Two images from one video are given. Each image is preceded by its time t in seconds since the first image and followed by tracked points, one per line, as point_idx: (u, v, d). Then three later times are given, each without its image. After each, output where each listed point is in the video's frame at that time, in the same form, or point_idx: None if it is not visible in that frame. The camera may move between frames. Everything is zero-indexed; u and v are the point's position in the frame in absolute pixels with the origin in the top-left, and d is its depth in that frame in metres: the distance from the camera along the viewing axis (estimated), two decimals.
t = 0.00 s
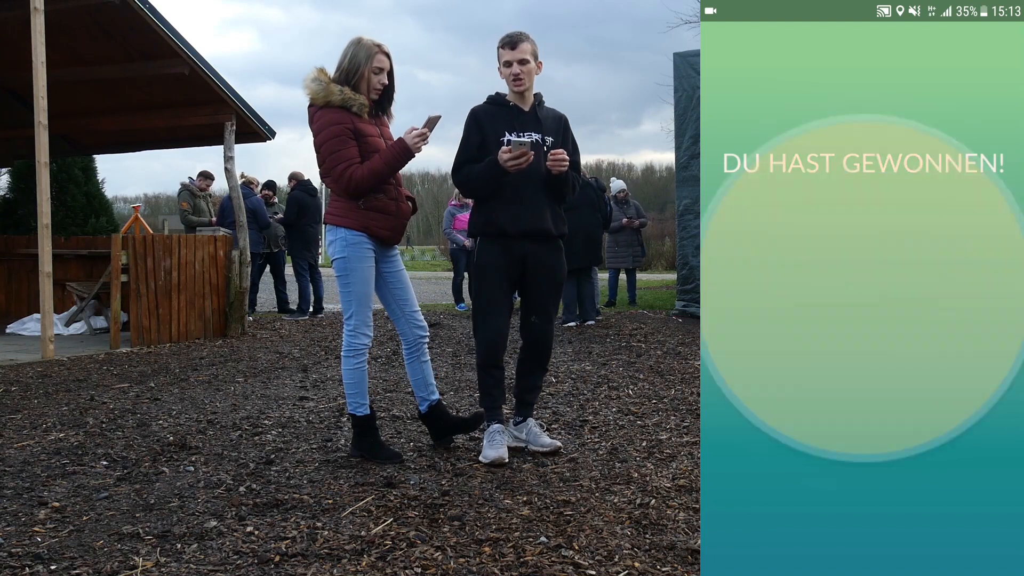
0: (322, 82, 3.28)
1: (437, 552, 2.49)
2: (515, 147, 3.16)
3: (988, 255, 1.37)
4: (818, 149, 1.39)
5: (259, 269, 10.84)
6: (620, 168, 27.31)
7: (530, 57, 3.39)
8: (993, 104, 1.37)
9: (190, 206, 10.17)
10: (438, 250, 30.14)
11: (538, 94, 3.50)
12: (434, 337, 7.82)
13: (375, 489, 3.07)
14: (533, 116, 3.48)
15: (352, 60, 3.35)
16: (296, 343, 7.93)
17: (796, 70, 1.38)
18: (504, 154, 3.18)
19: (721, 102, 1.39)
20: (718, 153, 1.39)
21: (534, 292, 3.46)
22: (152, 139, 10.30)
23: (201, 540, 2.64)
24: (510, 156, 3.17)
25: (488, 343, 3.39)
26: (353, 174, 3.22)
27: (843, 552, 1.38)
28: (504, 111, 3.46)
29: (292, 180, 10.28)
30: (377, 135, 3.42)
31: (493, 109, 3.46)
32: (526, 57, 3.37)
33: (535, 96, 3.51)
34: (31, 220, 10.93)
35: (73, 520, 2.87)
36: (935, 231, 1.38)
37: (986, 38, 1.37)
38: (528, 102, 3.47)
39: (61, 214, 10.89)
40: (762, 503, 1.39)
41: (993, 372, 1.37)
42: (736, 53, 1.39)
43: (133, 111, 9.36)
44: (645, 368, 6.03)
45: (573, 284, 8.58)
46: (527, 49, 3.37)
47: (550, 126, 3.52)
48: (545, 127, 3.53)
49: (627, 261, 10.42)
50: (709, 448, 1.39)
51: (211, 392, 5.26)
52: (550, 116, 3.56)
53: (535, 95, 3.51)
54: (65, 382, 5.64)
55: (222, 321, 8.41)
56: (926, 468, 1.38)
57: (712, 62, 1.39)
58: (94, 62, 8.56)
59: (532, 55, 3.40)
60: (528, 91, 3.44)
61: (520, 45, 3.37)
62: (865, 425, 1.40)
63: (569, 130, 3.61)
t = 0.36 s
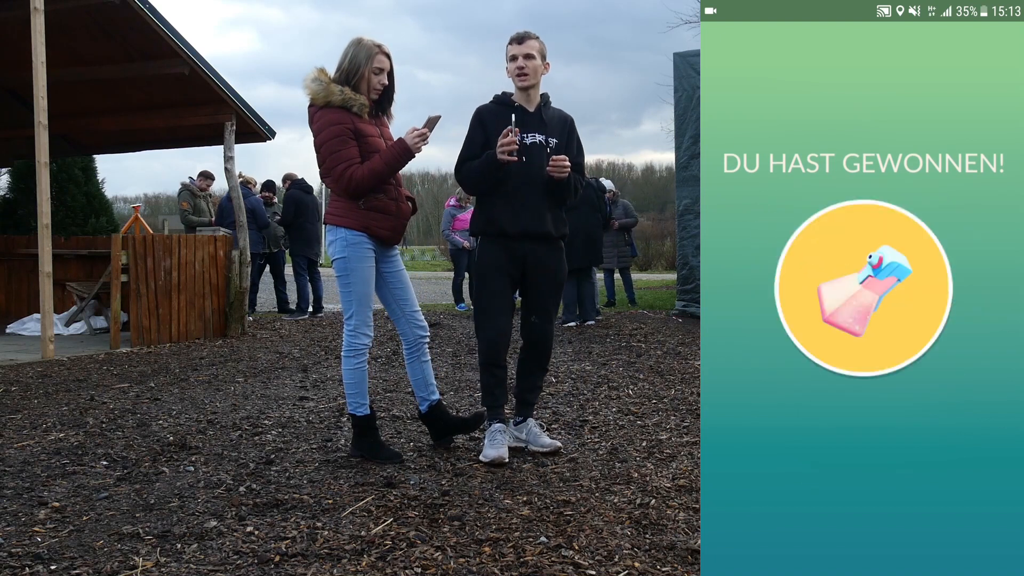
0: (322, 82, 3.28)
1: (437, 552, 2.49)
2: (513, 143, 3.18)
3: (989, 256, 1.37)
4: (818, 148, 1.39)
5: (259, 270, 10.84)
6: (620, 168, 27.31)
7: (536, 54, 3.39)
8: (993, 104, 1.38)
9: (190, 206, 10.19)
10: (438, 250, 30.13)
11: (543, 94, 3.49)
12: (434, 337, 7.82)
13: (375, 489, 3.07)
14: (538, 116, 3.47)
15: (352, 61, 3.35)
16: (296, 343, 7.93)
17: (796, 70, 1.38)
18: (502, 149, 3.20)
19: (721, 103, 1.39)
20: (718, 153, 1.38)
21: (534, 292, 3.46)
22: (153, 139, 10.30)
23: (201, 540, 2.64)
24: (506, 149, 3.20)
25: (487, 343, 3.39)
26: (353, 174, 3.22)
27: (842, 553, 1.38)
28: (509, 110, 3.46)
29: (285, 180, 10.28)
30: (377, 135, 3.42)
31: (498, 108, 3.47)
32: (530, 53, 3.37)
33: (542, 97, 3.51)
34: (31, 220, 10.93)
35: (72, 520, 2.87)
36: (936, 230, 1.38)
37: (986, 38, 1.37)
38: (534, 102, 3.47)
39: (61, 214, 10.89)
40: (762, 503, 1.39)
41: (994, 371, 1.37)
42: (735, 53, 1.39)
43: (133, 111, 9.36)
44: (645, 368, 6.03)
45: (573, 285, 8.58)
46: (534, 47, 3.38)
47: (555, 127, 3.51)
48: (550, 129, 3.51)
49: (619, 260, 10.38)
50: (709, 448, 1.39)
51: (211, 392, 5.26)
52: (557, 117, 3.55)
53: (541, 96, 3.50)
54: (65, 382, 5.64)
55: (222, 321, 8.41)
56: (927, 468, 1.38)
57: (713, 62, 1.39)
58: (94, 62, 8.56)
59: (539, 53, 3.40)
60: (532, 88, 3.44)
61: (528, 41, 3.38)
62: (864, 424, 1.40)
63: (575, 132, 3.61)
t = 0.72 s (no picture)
0: (322, 82, 3.28)
1: (437, 552, 2.49)
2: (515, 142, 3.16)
3: (988, 255, 1.37)
4: (818, 148, 1.39)
5: (259, 270, 10.84)
6: (620, 168, 27.32)
7: (536, 55, 3.38)
8: (993, 104, 1.38)
9: (190, 206, 10.21)
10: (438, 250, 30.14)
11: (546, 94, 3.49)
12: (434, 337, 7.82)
13: (375, 489, 3.07)
14: (541, 116, 3.47)
15: (352, 60, 3.35)
16: (296, 343, 7.93)
17: (796, 70, 1.38)
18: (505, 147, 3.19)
19: (721, 102, 1.39)
20: (717, 153, 1.38)
21: (534, 291, 3.46)
22: (153, 139, 10.30)
23: (201, 540, 2.64)
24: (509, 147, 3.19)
25: (486, 342, 3.39)
26: (354, 174, 3.22)
27: (843, 553, 1.38)
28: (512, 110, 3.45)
29: (290, 180, 10.29)
30: (377, 135, 3.42)
31: (501, 107, 3.46)
32: (531, 53, 3.36)
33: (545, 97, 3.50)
34: (30, 220, 10.93)
35: (72, 520, 2.87)
36: (936, 229, 1.38)
37: (986, 38, 1.37)
38: (536, 102, 3.46)
39: (61, 214, 10.89)
40: (762, 503, 1.39)
41: (993, 372, 1.37)
42: (735, 53, 1.39)
43: (132, 111, 9.36)
44: (645, 368, 6.03)
45: (573, 285, 8.59)
46: (536, 47, 3.37)
47: (557, 127, 3.51)
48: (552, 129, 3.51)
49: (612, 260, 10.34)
50: (709, 448, 1.39)
51: (211, 392, 5.26)
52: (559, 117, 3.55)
53: (544, 96, 3.50)
54: (65, 382, 5.64)
55: (222, 321, 8.41)
56: (926, 468, 1.38)
57: (712, 62, 1.39)
58: (94, 62, 8.55)
59: (542, 53, 3.40)
60: (535, 88, 3.43)
61: (531, 41, 3.37)
62: (863, 424, 1.40)
63: (576, 133, 3.61)
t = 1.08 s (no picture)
0: (322, 82, 3.28)
1: (437, 552, 2.49)
2: (513, 147, 3.13)
3: (989, 256, 1.37)
4: (818, 148, 1.39)
5: (259, 270, 10.85)
6: (620, 168, 27.32)
7: (537, 58, 3.37)
8: (993, 104, 1.38)
9: (190, 206, 10.21)
10: (438, 250, 30.14)
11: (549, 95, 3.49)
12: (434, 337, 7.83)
13: (375, 489, 3.07)
14: (541, 117, 3.46)
15: (351, 60, 3.35)
16: (296, 343, 7.93)
17: (796, 70, 1.38)
18: (502, 154, 3.16)
19: (721, 102, 1.39)
20: (718, 152, 1.38)
21: (533, 292, 3.46)
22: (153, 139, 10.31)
23: (201, 540, 2.64)
24: (506, 154, 3.15)
25: (486, 341, 3.39)
26: (354, 174, 3.22)
27: (843, 553, 1.38)
28: (512, 110, 3.45)
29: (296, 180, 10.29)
30: (377, 135, 3.42)
31: (501, 108, 3.46)
32: (531, 58, 3.36)
33: (546, 97, 3.51)
34: (30, 220, 10.93)
35: (72, 520, 2.87)
36: (936, 230, 1.38)
37: (986, 38, 1.37)
38: (538, 103, 3.47)
39: (61, 214, 10.89)
40: (762, 503, 1.39)
41: (993, 371, 1.36)
42: (735, 53, 1.39)
43: (133, 111, 9.37)
44: (645, 368, 6.03)
45: (573, 285, 8.58)
46: (539, 52, 3.36)
47: (558, 127, 3.50)
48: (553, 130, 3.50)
49: (605, 264, 10.28)
50: (709, 448, 1.40)
51: (211, 392, 5.26)
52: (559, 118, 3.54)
53: (546, 97, 3.50)
54: (65, 382, 5.64)
55: (222, 321, 8.42)
56: (926, 468, 1.38)
57: (712, 62, 1.39)
58: (94, 62, 8.55)
59: (543, 57, 3.38)
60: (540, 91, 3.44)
61: (533, 47, 3.36)
62: (864, 424, 1.40)
63: (577, 132, 3.60)
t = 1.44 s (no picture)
0: (322, 82, 3.28)
1: (437, 552, 2.49)
2: (513, 148, 3.13)
3: (989, 256, 1.37)
4: (818, 148, 1.39)
5: (259, 270, 10.85)
6: (620, 168, 27.32)
7: (535, 59, 3.36)
8: (993, 104, 1.38)
9: (190, 206, 10.21)
10: (438, 250, 30.14)
11: (550, 94, 3.47)
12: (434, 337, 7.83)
13: (375, 489, 3.07)
14: (541, 117, 3.46)
15: (352, 60, 3.35)
16: (296, 343, 7.93)
17: (796, 70, 1.38)
18: (503, 156, 3.16)
19: (721, 102, 1.39)
20: (717, 153, 1.38)
21: (531, 292, 3.46)
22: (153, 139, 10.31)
23: (201, 540, 2.64)
24: (507, 159, 3.15)
25: (483, 341, 3.40)
26: (354, 175, 3.23)
27: (842, 553, 1.38)
28: (513, 110, 3.45)
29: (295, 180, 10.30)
30: (377, 135, 3.42)
31: (501, 107, 3.46)
32: (530, 59, 3.35)
33: (546, 97, 3.50)
34: (30, 220, 10.93)
35: (72, 520, 2.87)
36: (936, 230, 1.38)
37: (986, 38, 1.37)
38: (539, 102, 3.45)
39: (61, 214, 10.89)
40: (762, 503, 1.39)
41: (993, 372, 1.36)
42: (735, 53, 1.39)
43: (133, 110, 9.37)
44: (645, 368, 6.03)
45: (573, 285, 8.57)
46: (539, 54, 3.36)
47: (559, 127, 3.50)
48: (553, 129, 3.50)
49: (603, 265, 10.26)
50: (709, 448, 1.40)
51: (211, 392, 5.26)
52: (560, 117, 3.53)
53: (546, 97, 3.50)
54: (65, 382, 5.64)
55: (222, 321, 8.41)
56: (926, 468, 1.38)
57: (712, 62, 1.39)
58: (94, 62, 8.56)
59: (542, 58, 3.37)
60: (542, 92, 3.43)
61: (532, 49, 3.36)
62: (865, 424, 1.40)
63: (578, 132, 3.59)
